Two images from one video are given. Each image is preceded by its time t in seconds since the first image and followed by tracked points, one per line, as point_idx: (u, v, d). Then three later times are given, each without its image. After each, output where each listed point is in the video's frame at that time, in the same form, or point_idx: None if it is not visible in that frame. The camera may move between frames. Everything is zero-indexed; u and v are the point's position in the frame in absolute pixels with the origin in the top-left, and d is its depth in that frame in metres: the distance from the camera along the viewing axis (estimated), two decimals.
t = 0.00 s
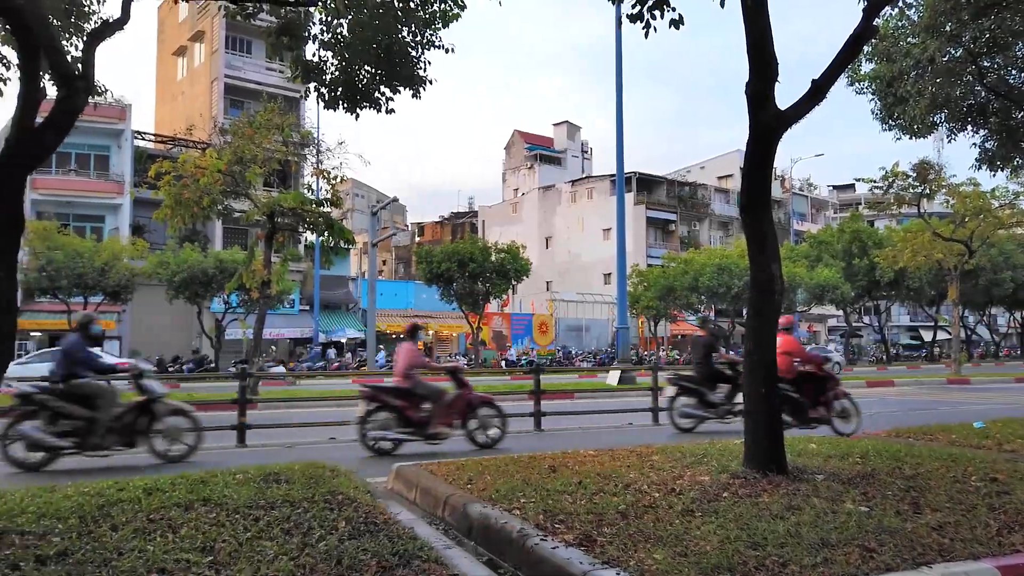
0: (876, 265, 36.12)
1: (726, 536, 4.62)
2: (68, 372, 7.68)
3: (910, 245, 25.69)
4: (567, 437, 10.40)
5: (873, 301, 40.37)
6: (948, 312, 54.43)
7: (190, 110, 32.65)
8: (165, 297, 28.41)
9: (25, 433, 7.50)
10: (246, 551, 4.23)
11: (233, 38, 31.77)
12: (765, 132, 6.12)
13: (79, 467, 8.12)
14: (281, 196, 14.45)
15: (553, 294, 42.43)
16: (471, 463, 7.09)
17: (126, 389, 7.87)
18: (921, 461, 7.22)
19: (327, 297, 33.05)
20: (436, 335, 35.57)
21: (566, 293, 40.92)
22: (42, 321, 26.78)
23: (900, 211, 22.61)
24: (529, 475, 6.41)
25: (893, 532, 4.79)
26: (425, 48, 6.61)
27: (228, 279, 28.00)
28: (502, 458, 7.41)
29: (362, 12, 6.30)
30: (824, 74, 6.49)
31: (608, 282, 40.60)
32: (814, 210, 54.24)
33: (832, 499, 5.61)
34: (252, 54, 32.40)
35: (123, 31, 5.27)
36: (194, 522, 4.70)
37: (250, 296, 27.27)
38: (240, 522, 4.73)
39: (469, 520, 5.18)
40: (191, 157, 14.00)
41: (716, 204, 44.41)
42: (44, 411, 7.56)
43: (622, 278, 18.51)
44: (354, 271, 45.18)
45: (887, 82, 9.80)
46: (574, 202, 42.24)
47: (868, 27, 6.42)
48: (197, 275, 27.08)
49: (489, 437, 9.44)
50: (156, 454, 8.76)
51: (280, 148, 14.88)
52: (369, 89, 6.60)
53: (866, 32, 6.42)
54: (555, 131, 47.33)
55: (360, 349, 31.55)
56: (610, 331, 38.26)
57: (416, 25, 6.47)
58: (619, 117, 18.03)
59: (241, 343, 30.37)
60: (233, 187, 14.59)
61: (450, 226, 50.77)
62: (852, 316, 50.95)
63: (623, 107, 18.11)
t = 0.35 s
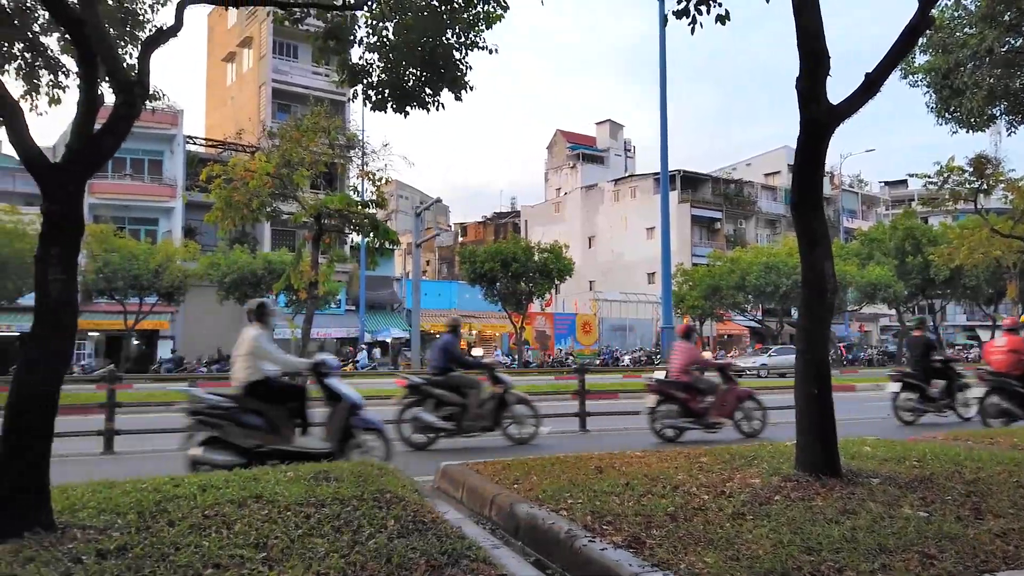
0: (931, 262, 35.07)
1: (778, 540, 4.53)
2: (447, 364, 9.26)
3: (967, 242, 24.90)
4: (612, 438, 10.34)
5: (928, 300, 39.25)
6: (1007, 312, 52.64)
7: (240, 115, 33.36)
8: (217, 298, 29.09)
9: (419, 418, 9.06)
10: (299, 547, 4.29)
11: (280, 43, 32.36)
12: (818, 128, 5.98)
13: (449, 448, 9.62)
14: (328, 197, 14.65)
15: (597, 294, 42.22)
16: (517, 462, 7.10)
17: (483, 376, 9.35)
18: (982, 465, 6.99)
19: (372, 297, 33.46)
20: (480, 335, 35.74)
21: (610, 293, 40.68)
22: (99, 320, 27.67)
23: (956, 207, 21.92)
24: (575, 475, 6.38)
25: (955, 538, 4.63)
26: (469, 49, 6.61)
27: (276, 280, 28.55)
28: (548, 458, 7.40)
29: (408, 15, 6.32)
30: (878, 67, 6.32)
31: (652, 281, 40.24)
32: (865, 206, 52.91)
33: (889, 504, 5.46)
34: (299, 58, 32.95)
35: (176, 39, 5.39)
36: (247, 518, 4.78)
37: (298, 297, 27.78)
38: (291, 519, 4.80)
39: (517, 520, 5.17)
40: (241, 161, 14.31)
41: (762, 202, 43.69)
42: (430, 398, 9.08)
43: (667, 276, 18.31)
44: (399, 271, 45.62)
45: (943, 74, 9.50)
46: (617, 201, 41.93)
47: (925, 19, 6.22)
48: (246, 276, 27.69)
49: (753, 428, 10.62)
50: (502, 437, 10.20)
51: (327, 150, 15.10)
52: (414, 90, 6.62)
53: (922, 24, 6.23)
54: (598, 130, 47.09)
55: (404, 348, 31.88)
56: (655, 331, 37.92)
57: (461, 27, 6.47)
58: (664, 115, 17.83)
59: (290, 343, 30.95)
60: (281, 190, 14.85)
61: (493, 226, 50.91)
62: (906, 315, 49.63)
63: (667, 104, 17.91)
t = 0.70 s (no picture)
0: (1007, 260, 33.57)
1: (849, 547, 4.39)
2: (750, 360, 10.04)
3: None
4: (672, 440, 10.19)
5: (1003, 299, 37.59)
6: None
7: (301, 120, 34.13)
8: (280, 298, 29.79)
9: (729, 410, 9.85)
10: (364, 544, 4.36)
11: (339, 49, 32.97)
12: (888, 121, 5.78)
13: (743, 439, 10.51)
14: (386, 199, 14.83)
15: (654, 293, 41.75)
16: (577, 463, 7.06)
17: (779, 372, 10.07)
18: None
19: (430, 298, 33.80)
20: (537, 335, 35.74)
21: (668, 292, 40.18)
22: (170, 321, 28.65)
23: None
24: (636, 477, 6.30)
25: None
26: (525, 49, 6.61)
27: (337, 281, 29.09)
28: (608, 459, 7.35)
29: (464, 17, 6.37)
30: (952, 57, 6.07)
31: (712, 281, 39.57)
32: (935, 202, 51.00)
33: (967, 511, 5.24)
34: (357, 63, 33.51)
35: (242, 48, 5.54)
36: (313, 515, 4.88)
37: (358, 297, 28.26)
38: (355, 516, 4.88)
39: (578, 521, 5.14)
40: (303, 165, 14.63)
41: (825, 198, 42.55)
42: (738, 392, 9.89)
43: (727, 275, 17.97)
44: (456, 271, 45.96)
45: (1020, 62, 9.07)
46: (675, 199, 41.35)
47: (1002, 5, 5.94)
48: (308, 277, 28.31)
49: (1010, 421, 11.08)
50: (795, 429, 11.32)
51: (385, 153, 15.32)
52: (471, 92, 6.66)
53: (999, 9, 5.96)
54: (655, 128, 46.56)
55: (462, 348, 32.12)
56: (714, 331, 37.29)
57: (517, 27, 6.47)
58: (722, 111, 17.51)
59: (350, 343, 31.52)
60: (342, 193, 15.11)
61: (548, 226, 50.86)
62: (980, 315, 47.66)
63: (726, 99, 17.58)
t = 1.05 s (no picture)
0: None
1: (913, 553, 4.26)
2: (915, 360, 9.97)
3: None
4: (727, 441, 10.02)
5: None
6: None
7: (354, 123, 34.69)
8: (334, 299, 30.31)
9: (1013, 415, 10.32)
10: (417, 543, 4.40)
11: (391, 53, 33.40)
12: (951, 114, 5.59)
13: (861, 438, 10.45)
14: (437, 201, 14.96)
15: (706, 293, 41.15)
16: (630, 464, 7.02)
17: None
18: None
19: (480, 298, 33.98)
20: (587, 335, 35.60)
21: (721, 292, 39.58)
22: (229, 321, 29.45)
23: None
24: (689, 479, 6.23)
25: None
26: (575, 48, 6.59)
27: (389, 282, 29.44)
28: (661, 461, 7.29)
29: (514, 18, 6.39)
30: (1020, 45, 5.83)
31: (767, 280, 38.78)
32: (1003, 196, 49.05)
33: None
34: (409, 66, 33.90)
35: (298, 54, 5.67)
36: (367, 512, 4.96)
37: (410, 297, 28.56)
38: (409, 514, 4.94)
39: (630, 522, 5.11)
40: (356, 168, 14.89)
41: (886, 194, 41.34)
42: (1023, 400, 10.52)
43: (783, 274, 17.58)
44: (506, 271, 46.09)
45: None
46: (728, 197, 40.66)
47: None
48: (362, 278, 28.73)
49: None
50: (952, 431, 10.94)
51: (437, 155, 15.49)
52: (521, 92, 6.68)
53: None
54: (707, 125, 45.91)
55: (512, 348, 32.21)
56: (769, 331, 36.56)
57: (567, 26, 6.46)
58: (778, 106, 17.15)
59: (402, 343, 31.90)
60: (394, 195, 15.29)
61: (598, 226, 50.63)
62: None
63: (781, 94, 17.22)
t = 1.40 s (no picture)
0: None
1: (968, 559, 4.13)
2: None
3: None
4: (772, 444, 9.83)
5: None
6: None
7: (394, 126, 35.04)
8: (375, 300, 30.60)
9: None
10: (460, 542, 4.42)
11: (430, 55, 33.64)
12: (1004, 108, 5.42)
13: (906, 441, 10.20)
14: (476, 201, 15.00)
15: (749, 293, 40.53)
16: (673, 465, 6.95)
17: None
18: None
19: (519, 298, 34.00)
20: (626, 335, 35.38)
21: (764, 291, 38.95)
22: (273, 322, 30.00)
23: None
24: (734, 481, 6.14)
25: None
26: (615, 46, 6.55)
27: (429, 282, 29.62)
28: (704, 462, 7.20)
29: (554, 18, 6.38)
30: None
31: (811, 279, 38.04)
32: None
33: None
34: (448, 68, 34.10)
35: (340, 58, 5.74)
36: (411, 511, 4.99)
37: (449, 298, 28.72)
38: (452, 513, 4.96)
39: (674, 524, 5.05)
40: (396, 170, 15.02)
41: (935, 190, 40.29)
42: None
43: (828, 273, 17.20)
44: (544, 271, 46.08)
45: None
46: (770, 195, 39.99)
47: None
48: (402, 279, 28.95)
49: None
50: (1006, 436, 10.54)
51: (475, 156, 15.56)
52: (561, 92, 6.67)
53: None
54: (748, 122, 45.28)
55: (551, 348, 32.16)
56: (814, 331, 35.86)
57: (606, 25, 6.42)
58: (822, 102, 16.82)
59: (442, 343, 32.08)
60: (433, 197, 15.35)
61: (637, 225, 50.31)
62: None
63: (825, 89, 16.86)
